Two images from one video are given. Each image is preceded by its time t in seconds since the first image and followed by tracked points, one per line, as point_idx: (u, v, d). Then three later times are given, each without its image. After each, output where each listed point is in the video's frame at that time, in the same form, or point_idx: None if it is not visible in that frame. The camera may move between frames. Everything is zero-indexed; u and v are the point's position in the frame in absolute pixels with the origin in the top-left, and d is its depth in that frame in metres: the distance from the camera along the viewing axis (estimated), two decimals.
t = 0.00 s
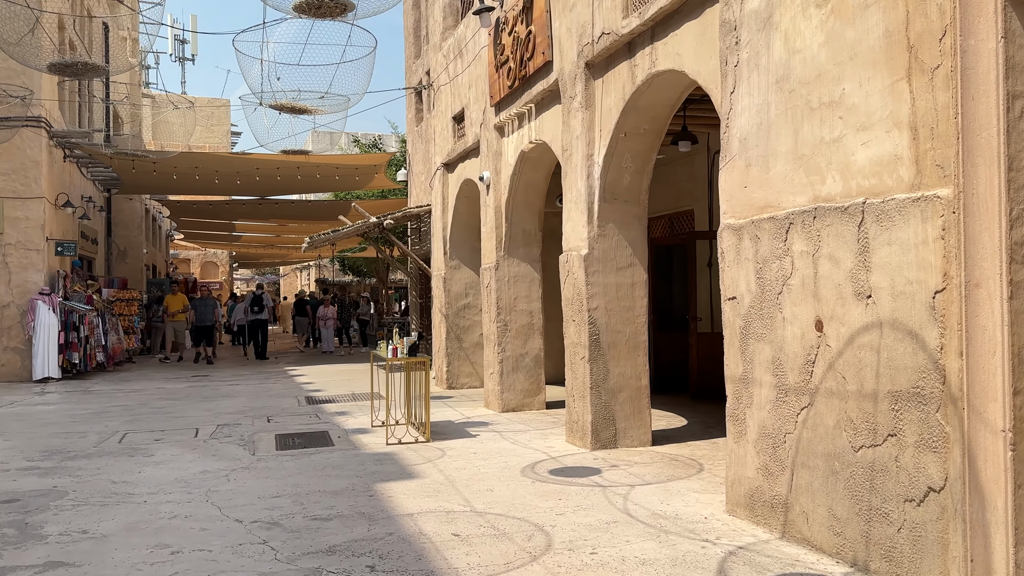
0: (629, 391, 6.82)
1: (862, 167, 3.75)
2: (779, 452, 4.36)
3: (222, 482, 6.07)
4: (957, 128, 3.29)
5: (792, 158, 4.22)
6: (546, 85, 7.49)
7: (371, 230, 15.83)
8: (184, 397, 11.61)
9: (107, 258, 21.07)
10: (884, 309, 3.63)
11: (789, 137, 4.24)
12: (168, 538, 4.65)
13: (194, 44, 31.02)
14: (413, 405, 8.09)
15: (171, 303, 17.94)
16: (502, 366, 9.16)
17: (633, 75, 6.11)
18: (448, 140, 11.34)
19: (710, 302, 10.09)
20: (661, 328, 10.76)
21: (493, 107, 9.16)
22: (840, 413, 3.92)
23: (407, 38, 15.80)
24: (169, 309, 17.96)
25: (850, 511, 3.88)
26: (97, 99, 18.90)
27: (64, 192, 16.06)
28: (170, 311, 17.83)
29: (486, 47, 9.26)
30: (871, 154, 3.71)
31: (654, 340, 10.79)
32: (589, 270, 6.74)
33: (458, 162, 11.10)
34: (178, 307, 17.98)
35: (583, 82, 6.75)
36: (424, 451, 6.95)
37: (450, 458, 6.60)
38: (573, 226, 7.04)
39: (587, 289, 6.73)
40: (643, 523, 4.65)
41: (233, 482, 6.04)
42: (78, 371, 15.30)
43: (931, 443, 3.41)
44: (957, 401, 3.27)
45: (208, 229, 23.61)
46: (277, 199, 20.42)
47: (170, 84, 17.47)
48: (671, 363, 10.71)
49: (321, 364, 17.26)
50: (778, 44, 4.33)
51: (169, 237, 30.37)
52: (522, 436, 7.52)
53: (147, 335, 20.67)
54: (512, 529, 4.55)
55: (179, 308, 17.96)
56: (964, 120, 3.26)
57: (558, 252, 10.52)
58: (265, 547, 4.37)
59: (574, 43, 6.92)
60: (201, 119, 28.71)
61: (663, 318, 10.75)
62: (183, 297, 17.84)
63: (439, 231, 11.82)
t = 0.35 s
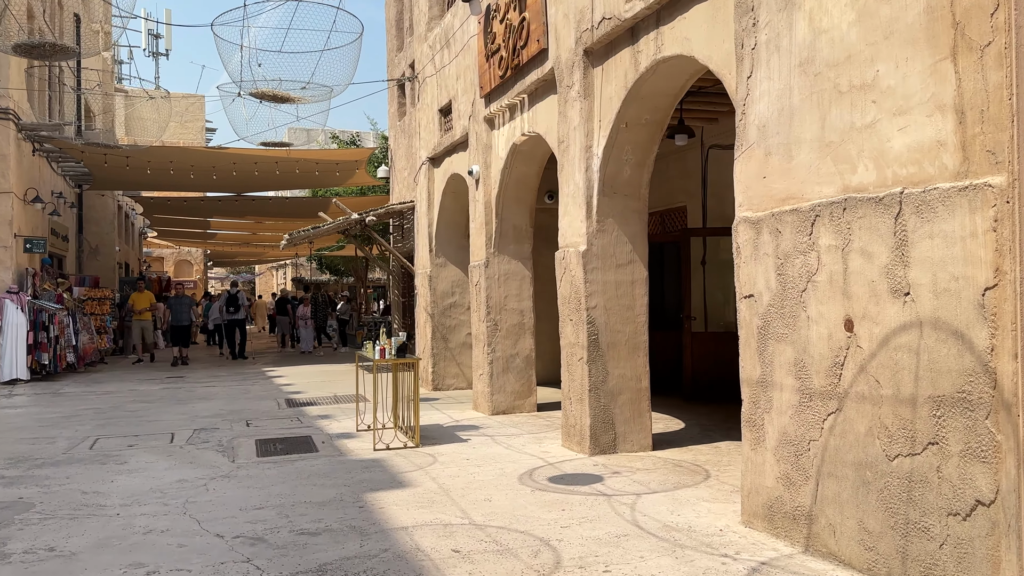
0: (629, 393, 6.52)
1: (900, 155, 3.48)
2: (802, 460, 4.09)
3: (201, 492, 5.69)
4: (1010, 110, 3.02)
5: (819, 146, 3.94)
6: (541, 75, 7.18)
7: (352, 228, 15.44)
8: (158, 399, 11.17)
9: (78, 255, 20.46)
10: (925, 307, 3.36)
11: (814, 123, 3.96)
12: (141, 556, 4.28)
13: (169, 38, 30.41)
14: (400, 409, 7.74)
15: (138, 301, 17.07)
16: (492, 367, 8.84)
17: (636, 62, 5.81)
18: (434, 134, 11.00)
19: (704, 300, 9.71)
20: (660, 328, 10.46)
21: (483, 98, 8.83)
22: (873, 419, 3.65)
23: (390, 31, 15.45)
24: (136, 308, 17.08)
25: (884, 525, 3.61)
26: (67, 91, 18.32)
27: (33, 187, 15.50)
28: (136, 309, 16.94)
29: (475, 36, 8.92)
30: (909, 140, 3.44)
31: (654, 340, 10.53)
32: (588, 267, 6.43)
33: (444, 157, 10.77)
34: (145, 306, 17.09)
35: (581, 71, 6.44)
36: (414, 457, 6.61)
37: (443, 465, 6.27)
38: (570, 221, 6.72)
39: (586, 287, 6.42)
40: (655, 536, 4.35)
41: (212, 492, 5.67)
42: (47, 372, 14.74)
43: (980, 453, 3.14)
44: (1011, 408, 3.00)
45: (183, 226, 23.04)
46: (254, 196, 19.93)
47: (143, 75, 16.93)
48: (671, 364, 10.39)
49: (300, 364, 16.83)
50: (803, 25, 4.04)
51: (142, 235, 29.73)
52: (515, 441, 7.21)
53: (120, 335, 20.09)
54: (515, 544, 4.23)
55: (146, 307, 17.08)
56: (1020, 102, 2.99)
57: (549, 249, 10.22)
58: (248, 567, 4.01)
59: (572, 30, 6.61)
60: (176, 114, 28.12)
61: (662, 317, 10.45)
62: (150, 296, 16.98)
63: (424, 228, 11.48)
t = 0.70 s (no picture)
0: (637, 401, 6.22)
1: (950, 148, 3.22)
2: (836, 475, 3.82)
3: (186, 508, 5.35)
4: None
5: (855, 139, 3.67)
6: (543, 69, 6.89)
7: (342, 230, 15.10)
8: (141, 407, 10.78)
9: (59, 258, 19.98)
10: (980, 312, 3.10)
11: (850, 115, 3.70)
12: None
13: (154, 38, 29.97)
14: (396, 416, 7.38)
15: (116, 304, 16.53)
16: (490, 373, 8.53)
17: (646, 54, 5.52)
18: (427, 133, 10.70)
19: (706, 303, 9.38)
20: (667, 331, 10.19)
21: (480, 95, 8.53)
22: (919, 434, 3.38)
23: (380, 29, 15.15)
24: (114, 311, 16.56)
25: (932, 549, 3.33)
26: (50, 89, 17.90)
27: (13, 187, 15.03)
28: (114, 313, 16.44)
29: (472, 31, 8.63)
30: (960, 131, 3.18)
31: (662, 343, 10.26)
32: (594, 269, 6.14)
33: (439, 156, 10.46)
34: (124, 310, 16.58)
35: (587, 64, 6.15)
36: (412, 469, 6.29)
37: (442, 478, 5.95)
38: (575, 221, 6.43)
39: (592, 290, 6.13)
40: (677, 558, 4.05)
41: (198, 509, 5.33)
42: (27, 378, 14.29)
43: None
44: None
45: (168, 229, 22.59)
46: (241, 198, 19.53)
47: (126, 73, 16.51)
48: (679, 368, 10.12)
49: (288, 370, 16.44)
50: (836, 9, 3.77)
51: (125, 238, 29.21)
52: (516, 451, 6.90)
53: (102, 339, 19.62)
54: (528, 568, 3.92)
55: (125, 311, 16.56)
56: None
57: (546, 252, 9.95)
58: None
59: (577, 21, 6.32)
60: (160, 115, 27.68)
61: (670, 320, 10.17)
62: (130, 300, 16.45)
63: (417, 230, 11.16)
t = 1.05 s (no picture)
0: (656, 418, 5.89)
1: None
2: (891, 504, 3.49)
3: (180, 534, 4.98)
4: None
5: (913, 137, 3.36)
6: (555, 69, 6.59)
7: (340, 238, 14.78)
8: (132, 420, 10.39)
9: (49, 266, 19.56)
10: None
11: (906, 110, 3.39)
12: None
13: (148, 44, 29.64)
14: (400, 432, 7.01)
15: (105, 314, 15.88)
16: (496, 387, 8.19)
17: (669, 51, 5.22)
18: (429, 137, 10.38)
19: (720, 313, 9.03)
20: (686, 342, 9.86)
21: (486, 97, 8.23)
22: (992, 462, 3.05)
23: (379, 33, 14.87)
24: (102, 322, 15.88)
25: None
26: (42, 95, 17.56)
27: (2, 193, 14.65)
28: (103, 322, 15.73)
29: (478, 31, 8.33)
30: None
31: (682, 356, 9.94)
32: (611, 278, 5.81)
33: (441, 161, 10.15)
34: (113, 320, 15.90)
35: (603, 62, 5.85)
36: (418, 490, 5.94)
37: (451, 500, 5.60)
38: (590, 227, 6.10)
39: (609, 300, 5.79)
40: None
41: (192, 535, 4.97)
42: (15, 390, 13.87)
43: None
44: None
45: (161, 237, 22.20)
46: (236, 205, 19.18)
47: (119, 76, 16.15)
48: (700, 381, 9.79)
49: (284, 381, 16.06)
50: None
51: (118, 245, 28.80)
52: (527, 469, 6.55)
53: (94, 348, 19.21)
54: None
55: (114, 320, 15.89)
56: None
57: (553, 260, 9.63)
58: None
59: (592, 17, 6.02)
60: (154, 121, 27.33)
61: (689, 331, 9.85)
62: (119, 309, 15.83)
63: (419, 237, 10.84)
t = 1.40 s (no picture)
0: (685, 433, 5.57)
1: None
2: (967, 531, 3.17)
3: (181, 559, 4.64)
4: None
5: (990, 127, 3.06)
6: (574, 67, 6.31)
7: (343, 246, 14.49)
8: (130, 434, 10.06)
9: (46, 276, 19.22)
10: None
11: (983, 97, 3.09)
12: None
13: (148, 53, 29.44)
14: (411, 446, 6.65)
15: (97, 326, 15.34)
16: (509, 399, 7.86)
17: (700, 44, 4.93)
18: (437, 142, 10.11)
19: (739, 322, 8.74)
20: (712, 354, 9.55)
21: (499, 99, 7.94)
22: None
23: (384, 39, 14.63)
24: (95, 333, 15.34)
25: None
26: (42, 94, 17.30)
27: None
28: (96, 334, 15.20)
29: (490, 30, 8.06)
30: None
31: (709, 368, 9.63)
32: (636, 284, 5.49)
33: (449, 166, 9.86)
34: (106, 332, 15.38)
35: (628, 58, 5.56)
36: (433, 510, 5.60)
37: (469, 521, 5.26)
38: (613, 231, 5.79)
39: (635, 308, 5.48)
40: None
41: (194, 560, 4.63)
42: (10, 402, 13.51)
43: None
44: None
45: (160, 246, 21.88)
46: (236, 214, 18.88)
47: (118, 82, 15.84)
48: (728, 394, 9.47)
49: (285, 393, 15.72)
50: None
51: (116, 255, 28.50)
52: (546, 487, 6.23)
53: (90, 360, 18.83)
54: None
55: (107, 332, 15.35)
56: None
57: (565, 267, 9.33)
58: None
59: (616, 11, 5.73)
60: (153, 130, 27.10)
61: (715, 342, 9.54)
62: (112, 320, 15.30)
63: (426, 245, 10.54)
